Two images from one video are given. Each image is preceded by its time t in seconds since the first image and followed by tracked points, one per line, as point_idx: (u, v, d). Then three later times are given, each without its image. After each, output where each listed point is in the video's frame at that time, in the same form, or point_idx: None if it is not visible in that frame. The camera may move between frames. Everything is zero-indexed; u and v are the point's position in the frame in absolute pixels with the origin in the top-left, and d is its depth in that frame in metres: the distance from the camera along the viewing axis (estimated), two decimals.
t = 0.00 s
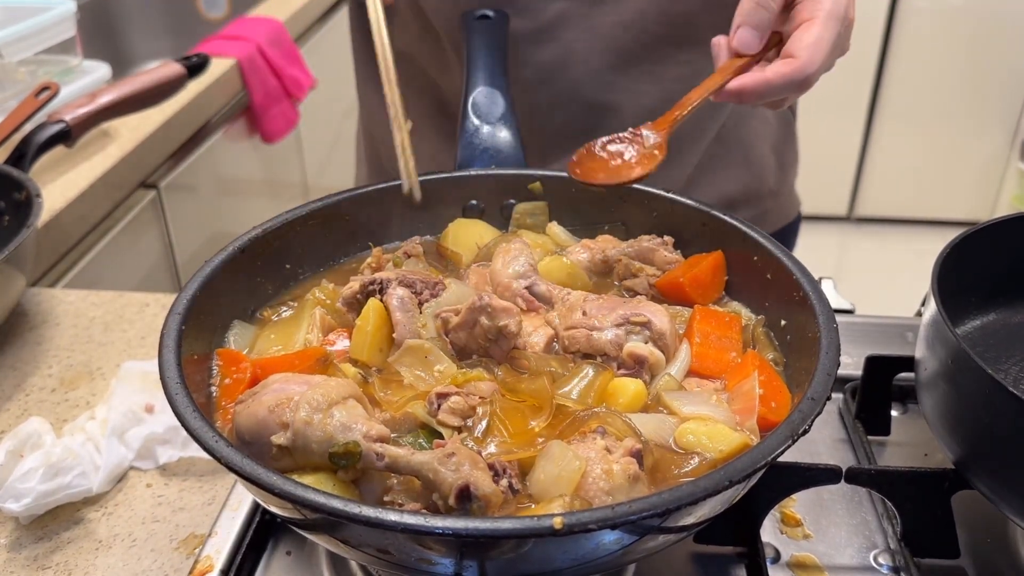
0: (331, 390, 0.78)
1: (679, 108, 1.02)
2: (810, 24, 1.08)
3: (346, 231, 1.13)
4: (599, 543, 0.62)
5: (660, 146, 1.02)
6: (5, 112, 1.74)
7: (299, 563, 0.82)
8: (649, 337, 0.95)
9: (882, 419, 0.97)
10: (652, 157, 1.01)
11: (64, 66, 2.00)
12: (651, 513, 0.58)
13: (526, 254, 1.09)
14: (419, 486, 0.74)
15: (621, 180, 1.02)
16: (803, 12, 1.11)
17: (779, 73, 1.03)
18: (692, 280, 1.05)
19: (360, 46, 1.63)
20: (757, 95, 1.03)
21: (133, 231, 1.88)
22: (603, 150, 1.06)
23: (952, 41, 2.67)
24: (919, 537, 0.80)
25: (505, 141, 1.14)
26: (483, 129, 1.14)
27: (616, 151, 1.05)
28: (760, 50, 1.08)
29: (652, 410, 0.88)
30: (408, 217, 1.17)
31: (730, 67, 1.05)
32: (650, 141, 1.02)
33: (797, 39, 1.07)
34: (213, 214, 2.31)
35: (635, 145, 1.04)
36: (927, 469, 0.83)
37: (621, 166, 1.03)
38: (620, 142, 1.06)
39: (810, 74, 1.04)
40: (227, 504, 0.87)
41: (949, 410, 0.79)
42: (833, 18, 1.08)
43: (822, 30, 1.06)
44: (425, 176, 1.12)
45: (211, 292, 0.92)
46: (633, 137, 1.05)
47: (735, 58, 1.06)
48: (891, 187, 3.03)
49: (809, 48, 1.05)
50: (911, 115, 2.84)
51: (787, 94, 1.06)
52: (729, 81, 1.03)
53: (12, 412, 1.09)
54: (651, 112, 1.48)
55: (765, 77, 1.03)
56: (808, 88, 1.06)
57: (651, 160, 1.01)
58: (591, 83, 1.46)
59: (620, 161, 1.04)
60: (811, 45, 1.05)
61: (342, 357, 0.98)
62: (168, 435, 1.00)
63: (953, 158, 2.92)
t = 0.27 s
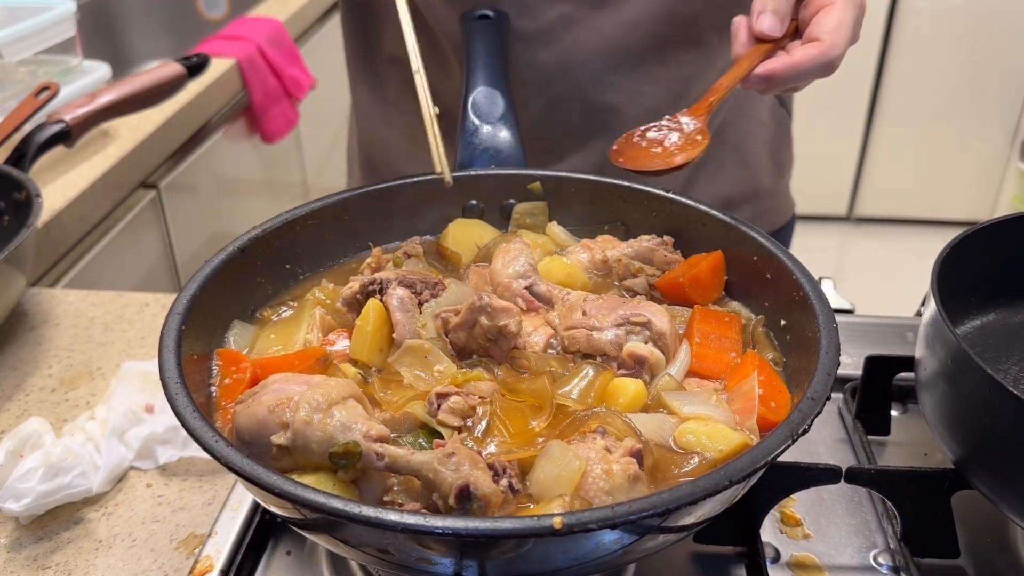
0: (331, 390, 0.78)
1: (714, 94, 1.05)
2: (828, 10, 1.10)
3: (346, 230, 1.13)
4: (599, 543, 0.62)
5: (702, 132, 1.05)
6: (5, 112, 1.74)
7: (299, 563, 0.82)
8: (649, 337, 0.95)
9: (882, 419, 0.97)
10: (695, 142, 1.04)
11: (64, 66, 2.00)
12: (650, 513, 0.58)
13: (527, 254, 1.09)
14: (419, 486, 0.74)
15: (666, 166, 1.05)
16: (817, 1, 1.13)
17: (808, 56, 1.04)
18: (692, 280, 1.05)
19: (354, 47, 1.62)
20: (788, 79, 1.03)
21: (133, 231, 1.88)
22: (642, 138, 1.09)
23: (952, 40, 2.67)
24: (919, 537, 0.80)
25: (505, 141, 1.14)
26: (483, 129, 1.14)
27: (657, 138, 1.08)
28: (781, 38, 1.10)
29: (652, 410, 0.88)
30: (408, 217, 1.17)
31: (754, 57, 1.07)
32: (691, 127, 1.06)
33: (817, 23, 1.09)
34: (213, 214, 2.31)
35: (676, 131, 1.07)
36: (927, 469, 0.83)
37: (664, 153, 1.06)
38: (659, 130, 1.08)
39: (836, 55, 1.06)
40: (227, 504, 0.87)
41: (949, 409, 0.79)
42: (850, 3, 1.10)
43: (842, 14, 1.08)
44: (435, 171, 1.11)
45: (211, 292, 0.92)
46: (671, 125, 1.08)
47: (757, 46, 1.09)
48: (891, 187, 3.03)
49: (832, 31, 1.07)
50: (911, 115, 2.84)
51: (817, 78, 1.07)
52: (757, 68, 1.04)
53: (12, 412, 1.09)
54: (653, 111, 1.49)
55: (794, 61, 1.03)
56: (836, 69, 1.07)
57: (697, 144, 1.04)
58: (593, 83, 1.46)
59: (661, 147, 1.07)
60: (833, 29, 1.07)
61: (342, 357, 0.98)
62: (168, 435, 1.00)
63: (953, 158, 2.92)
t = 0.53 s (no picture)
0: (331, 390, 0.78)
1: (735, 94, 1.06)
2: (830, 7, 1.12)
3: (346, 230, 1.13)
4: (599, 543, 0.62)
5: (734, 130, 1.05)
6: (4, 112, 1.74)
7: (299, 563, 0.82)
8: (649, 337, 0.95)
9: (882, 419, 0.97)
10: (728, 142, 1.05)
11: (64, 66, 2.00)
12: (650, 513, 0.58)
13: (527, 254, 1.09)
14: (419, 486, 0.74)
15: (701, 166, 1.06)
16: None
17: (819, 54, 1.06)
18: (692, 280, 1.05)
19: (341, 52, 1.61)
20: (802, 78, 1.06)
21: (133, 231, 1.88)
22: (673, 134, 1.10)
23: (952, 41, 2.67)
24: (919, 537, 0.80)
25: (505, 141, 1.14)
26: (483, 129, 1.14)
27: (690, 137, 1.09)
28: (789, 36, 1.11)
29: (651, 410, 0.88)
30: (408, 217, 1.17)
31: (763, 57, 1.08)
32: (721, 126, 1.06)
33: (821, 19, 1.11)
34: (213, 214, 2.31)
35: (706, 130, 1.08)
36: (927, 469, 0.82)
37: (699, 152, 1.07)
38: (691, 127, 1.09)
39: (846, 51, 1.08)
40: (227, 504, 0.87)
41: (949, 409, 0.79)
42: None
43: (844, 11, 1.11)
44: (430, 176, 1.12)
45: (211, 292, 0.92)
46: (702, 121, 1.09)
47: (765, 46, 1.09)
48: (891, 187, 3.03)
49: (838, 28, 1.09)
50: (912, 115, 2.84)
51: (827, 74, 1.09)
52: (771, 67, 1.07)
53: (12, 412, 1.09)
54: (647, 113, 1.48)
55: (807, 59, 1.06)
56: (845, 66, 1.10)
57: (730, 144, 1.04)
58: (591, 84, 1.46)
59: (695, 146, 1.08)
60: (839, 26, 1.09)
61: (342, 357, 0.98)
62: (168, 435, 1.00)
63: (953, 158, 2.93)
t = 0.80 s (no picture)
0: (331, 390, 0.78)
1: (709, 104, 1.06)
2: (797, 15, 1.13)
3: (346, 230, 1.13)
4: (599, 543, 0.62)
5: (709, 145, 1.08)
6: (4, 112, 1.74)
7: (299, 563, 0.82)
8: (649, 337, 0.95)
9: (882, 418, 0.97)
10: (701, 158, 1.08)
11: (64, 66, 2.00)
12: (650, 513, 0.58)
13: (526, 254, 1.09)
14: (419, 486, 0.74)
15: (680, 177, 1.10)
16: (783, 6, 1.16)
17: (789, 63, 1.05)
18: (692, 280, 1.05)
19: (321, 60, 1.60)
20: (773, 87, 1.05)
21: (133, 231, 1.88)
22: (650, 144, 1.12)
23: (952, 41, 2.67)
24: (919, 537, 0.80)
25: (504, 141, 1.14)
26: (482, 129, 1.14)
27: (667, 148, 1.11)
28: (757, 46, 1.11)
29: (652, 410, 0.88)
30: (408, 217, 1.17)
31: (734, 65, 1.07)
32: (696, 139, 1.09)
33: (788, 28, 1.11)
34: (213, 215, 2.31)
35: (683, 142, 1.10)
36: (928, 469, 0.82)
37: (677, 162, 1.10)
38: (667, 136, 1.11)
39: (815, 59, 1.08)
40: (227, 504, 0.87)
41: (949, 409, 0.79)
42: (815, 8, 1.14)
43: (811, 19, 1.11)
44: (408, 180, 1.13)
45: (211, 292, 0.92)
46: (677, 130, 1.11)
47: (735, 54, 1.08)
48: (891, 187, 3.03)
49: (807, 35, 1.09)
50: (912, 115, 2.84)
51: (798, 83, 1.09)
52: (742, 77, 1.06)
53: (12, 412, 1.09)
54: (623, 114, 1.48)
55: (778, 68, 1.05)
56: (814, 74, 1.09)
57: (707, 159, 1.07)
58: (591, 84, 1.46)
59: (673, 156, 1.11)
60: (807, 33, 1.09)
61: (342, 358, 0.98)
62: (168, 435, 1.00)
63: (953, 158, 2.92)
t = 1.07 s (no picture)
0: (331, 390, 0.78)
1: (679, 112, 1.00)
2: (761, 22, 1.08)
3: (346, 231, 1.13)
4: (599, 543, 0.62)
5: (681, 149, 1.01)
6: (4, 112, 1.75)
7: (299, 563, 0.82)
8: (649, 337, 0.95)
9: (882, 419, 0.97)
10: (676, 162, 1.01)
11: (63, 66, 2.00)
12: (650, 513, 0.58)
13: (526, 254, 1.09)
14: (419, 486, 0.74)
15: (653, 184, 1.01)
16: (745, 16, 1.11)
17: (755, 71, 1.01)
18: (693, 280, 1.05)
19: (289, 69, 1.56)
20: (740, 97, 1.02)
21: (132, 231, 1.88)
22: (621, 151, 1.03)
23: (952, 41, 2.67)
24: (919, 537, 0.80)
25: (503, 141, 1.14)
26: (481, 129, 1.14)
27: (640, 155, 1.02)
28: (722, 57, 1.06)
29: (652, 410, 0.88)
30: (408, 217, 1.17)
31: (700, 74, 1.03)
32: (668, 145, 1.01)
33: (751, 36, 1.07)
34: (212, 215, 2.31)
35: (655, 148, 1.01)
36: (928, 469, 0.82)
37: (650, 168, 1.01)
38: (636, 143, 1.02)
39: (780, 65, 1.04)
40: (227, 504, 0.87)
41: (948, 409, 0.79)
42: (778, 14, 1.09)
43: (774, 26, 1.07)
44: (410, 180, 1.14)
45: (211, 292, 0.92)
46: (645, 137, 1.03)
47: (701, 64, 1.04)
48: (891, 188, 3.03)
49: (771, 43, 1.05)
50: (912, 115, 2.84)
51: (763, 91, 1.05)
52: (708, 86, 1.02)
53: (12, 412, 1.09)
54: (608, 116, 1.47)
55: (744, 77, 1.01)
56: (780, 80, 1.05)
57: (679, 163, 1.01)
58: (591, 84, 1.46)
59: (645, 162, 1.01)
60: (772, 41, 1.05)
61: (342, 358, 0.98)
62: (168, 435, 1.00)
63: (953, 158, 2.92)
